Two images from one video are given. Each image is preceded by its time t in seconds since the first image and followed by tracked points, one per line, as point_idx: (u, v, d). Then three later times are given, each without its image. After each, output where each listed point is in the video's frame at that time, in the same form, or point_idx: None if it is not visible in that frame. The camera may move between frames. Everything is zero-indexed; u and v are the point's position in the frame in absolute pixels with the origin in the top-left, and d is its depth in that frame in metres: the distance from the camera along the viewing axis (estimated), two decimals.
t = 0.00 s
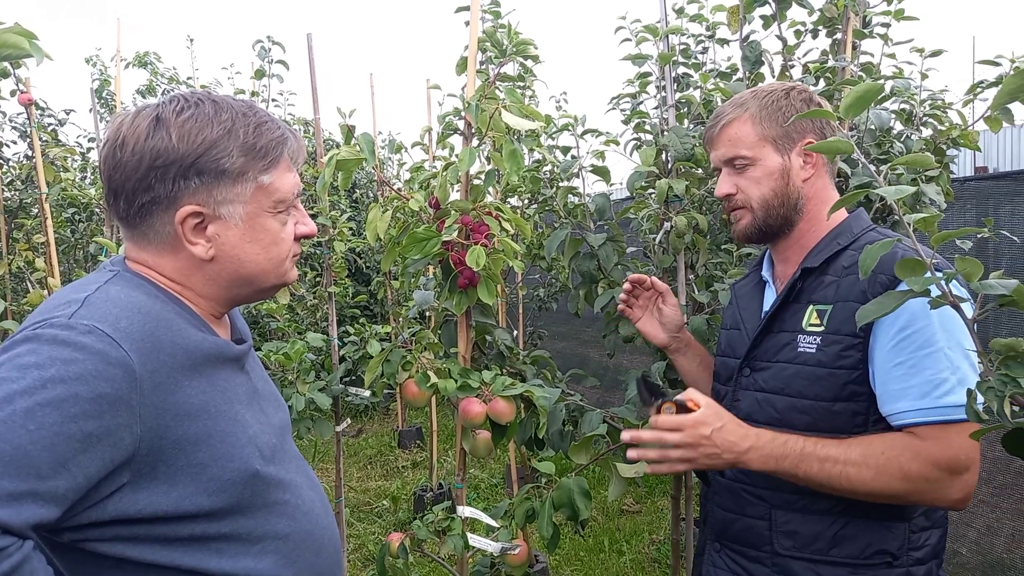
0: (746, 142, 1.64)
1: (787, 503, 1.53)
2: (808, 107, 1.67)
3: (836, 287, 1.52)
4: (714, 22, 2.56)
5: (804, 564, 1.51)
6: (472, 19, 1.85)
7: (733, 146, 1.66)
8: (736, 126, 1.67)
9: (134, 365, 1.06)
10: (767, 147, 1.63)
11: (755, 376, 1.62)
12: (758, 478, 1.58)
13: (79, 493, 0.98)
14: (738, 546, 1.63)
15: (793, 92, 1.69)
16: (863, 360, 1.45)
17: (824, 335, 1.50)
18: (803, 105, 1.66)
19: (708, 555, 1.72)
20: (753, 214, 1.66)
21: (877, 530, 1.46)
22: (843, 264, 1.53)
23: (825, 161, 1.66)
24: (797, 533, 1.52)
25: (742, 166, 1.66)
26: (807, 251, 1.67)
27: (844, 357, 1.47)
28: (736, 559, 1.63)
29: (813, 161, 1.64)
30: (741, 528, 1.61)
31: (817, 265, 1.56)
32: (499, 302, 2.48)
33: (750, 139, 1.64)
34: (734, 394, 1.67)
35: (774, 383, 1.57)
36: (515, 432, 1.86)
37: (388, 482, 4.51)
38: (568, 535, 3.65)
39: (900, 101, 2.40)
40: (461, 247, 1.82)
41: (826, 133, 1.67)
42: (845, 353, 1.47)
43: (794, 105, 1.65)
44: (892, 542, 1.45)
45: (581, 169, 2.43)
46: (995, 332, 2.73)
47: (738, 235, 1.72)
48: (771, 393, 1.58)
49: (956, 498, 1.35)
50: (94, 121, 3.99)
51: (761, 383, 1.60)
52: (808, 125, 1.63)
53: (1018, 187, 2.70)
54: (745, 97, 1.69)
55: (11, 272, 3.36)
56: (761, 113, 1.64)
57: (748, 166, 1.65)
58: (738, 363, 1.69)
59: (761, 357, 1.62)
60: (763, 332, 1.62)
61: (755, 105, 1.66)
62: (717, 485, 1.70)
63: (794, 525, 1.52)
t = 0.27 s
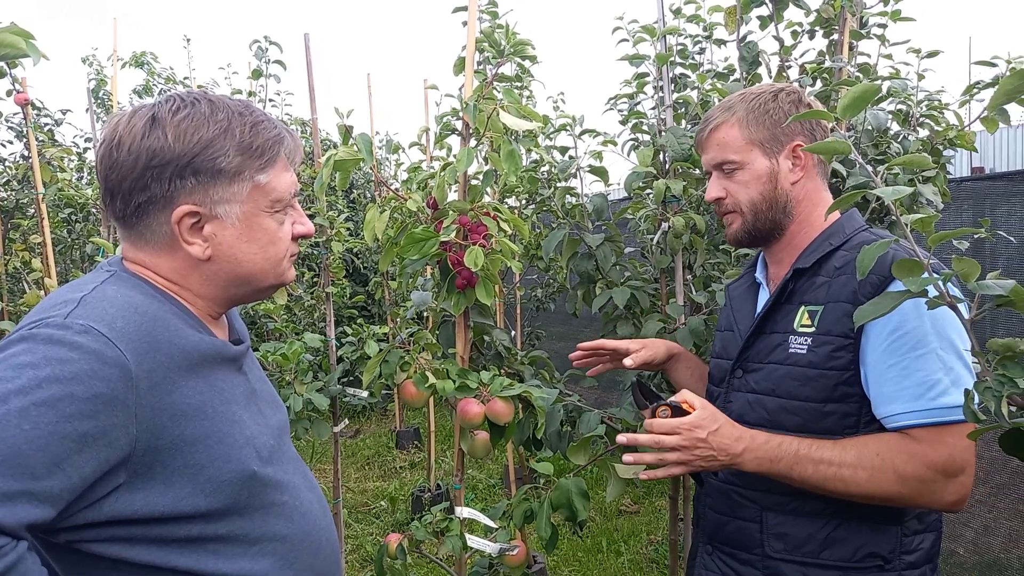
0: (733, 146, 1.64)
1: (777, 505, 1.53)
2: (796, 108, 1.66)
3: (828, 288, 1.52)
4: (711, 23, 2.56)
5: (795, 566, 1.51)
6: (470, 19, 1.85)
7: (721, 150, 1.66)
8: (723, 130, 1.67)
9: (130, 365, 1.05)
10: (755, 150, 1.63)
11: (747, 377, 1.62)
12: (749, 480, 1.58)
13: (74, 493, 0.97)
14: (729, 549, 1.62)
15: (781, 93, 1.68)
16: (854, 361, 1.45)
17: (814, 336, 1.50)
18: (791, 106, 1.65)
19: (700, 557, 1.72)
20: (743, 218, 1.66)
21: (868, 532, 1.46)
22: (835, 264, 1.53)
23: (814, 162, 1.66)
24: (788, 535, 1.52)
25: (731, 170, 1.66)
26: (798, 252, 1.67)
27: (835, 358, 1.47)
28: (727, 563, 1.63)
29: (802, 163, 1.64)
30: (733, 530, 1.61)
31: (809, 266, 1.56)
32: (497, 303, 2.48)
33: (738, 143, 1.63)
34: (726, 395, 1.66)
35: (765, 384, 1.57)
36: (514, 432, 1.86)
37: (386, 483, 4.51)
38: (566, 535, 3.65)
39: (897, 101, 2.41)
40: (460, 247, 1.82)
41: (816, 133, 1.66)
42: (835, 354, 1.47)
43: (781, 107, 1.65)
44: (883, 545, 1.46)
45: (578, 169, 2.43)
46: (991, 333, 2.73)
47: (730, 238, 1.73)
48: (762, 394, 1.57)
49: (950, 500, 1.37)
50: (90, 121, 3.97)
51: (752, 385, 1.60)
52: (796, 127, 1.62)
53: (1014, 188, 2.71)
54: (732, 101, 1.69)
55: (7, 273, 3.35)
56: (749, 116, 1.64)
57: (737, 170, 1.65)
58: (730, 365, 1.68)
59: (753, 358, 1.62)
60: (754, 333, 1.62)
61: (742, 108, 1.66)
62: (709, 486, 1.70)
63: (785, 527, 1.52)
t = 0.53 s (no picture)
0: (719, 146, 1.65)
1: (760, 501, 1.54)
2: (785, 108, 1.66)
3: (812, 286, 1.52)
4: (707, 23, 2.56)
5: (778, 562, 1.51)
6: (466, 19, 1.85)
7: (708, 150, 1.67)
8: (710, 130, 1.68)
9: (126, 365, 1.05)
10: (740, 150, 1.64)
11: (735, 375, 1.63)
12: (733, 476, 1.59)
13: (70, 494, 0.97)
14: (716, 544, 1.63)
15: (770, 93, 1.68)
16: (834, 359, 1.45)
17: (796, 333, 1.51)
18: (778, 106, 1.65)
19: (688, 553, 1.73)
20: (727, 217, 1.68)
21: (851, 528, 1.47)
22: (820, 263, 1.53)
23: (802, 163, 1.65)
24: (769, 531, 1.52)
25: (717, 170, 1.68)
26: (786, 252, 1.67)
27: (814, 355, 1.47)
28: (714, 557, 1.64)
29: (788, 164, 1.63)
30: (718, 525, 1.62)
31: (793, 264, 1.56)
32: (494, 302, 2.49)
33: (724, 143, 1.65)
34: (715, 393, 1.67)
35: (749, 381, 1.58)
36: (510, 432, 1.87)
37: (382, 482, 4.51)
38: (562, 534, 3.66)
39: (892, 101, 2.41)
40: (456, 248, 1.83)
41: (805, 133, 1.65)
42: (815, 352, 1.47)
43: (769, 108, 1.64)
44: (864, 543, 1.44)
45: (575, 169, 2.44)
46: (986, 332, 2.74)
47: (717, 237, 1.75)
48: (746, 391, 1.58)
49: (917, 498, 1.36)
50: (87, 121, 3.97)
51: (738, 382, 1.61)
52: (782, 128, 1.62)
53: (1009, 187, 2.72)
54: (720, 100, 1.70)
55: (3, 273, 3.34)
56: (735, 116, 1.65)
57: (723, 170, 1.67)
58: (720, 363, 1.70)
59: (741, 356, 1.63)
60: (742, 331, 1.63)
61: (730, 108, 1.66)
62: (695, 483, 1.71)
63: (766, 523, 1.53)
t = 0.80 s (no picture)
0: (710, 142, 1.67)
1: (740, 497, 1.55)
2: (780, 110, 1.65)
3: (791, 284, 1.53)
4: (697, 24, 2.57)
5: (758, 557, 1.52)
6: (456, 20, 1.85)
7: (699, 146, 1.70)
8: (703, 127, 1.70)
9: (115, 369, 1.04)
10: (730, 150, 1.66)
11: (719, 373, 1.64)
12: (715, 472, 1.60)
13: (59, 499, 0.96)
14: (700, 539, 1.64)
15: (767, 94, 1.67)
16: (809, 356, 1.47)
17: (773, 331, 1.52)
18: (773, 108, 1.65)
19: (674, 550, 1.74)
20: (712, 213, 1.71)
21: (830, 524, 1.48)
22: (799, 261, 1.54)
23: (791, 166, 1.65)
24: (748, 526, 1.53)
25: (707, 167, 1.70)
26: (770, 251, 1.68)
27: (790, 352, 1.48)
28: (699, 551, 1.64)
29: (776, 167, 1.64)
30: (701, 521, 1.63)
31: (773, 263, 1.58)
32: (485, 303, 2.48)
33: (714, 140, 1.67)
34: (702, 390, 1.68)
35: (730, 379, 1.59)
36: (502, 433, 1.86)
37: (373, 484, 4.49)
38: (554, 535, 3.66)
39: (880, 102, 2.44)
40: (447, 249, 1.83)
41: (797, 136, 1.64)
42: (790, 349, 1.48)
43: (764, 109, 1.65)
44: (840, 540, 1.46)
45: (565, 170, 2.44)
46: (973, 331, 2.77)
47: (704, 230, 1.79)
48: (727, 389, 1.59)
49: (877, 495, 1.36)
50: (75, 122, 3.94)
51: (721, 379, 1.62)
52: (774, 130, 1.62)
53: (995, 186, 2.75)
54: (719, 96, 1.71)
55: None
56: (728, 115, 1.66)
57: (712, 166, 1.69)
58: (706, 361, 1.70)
59: (724, 354, 1.64)
60: (727, 329, 1.64)
61: (725, 105, 1.68)
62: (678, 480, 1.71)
63: (746, 518, 1.54)
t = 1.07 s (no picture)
0: (702, 144, 1.66)
1: (739, 491, 1.55)
2: (767, 107, 1.67)
3: (784, 280, 1.54)
4: (688, 20, 2.58)
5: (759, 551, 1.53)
6: (447, 15, 1.85)
7: (690, 148, 1.68)
8: (693, 129, 1.68)
9: (106, 366, 1.04)
10: (724, 150, 1.65)
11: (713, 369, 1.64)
12: (713, 467, 1.60)
13: (51, 497, 0.96)
14: (699, 534, 1.64)
15: (752, 92, 1.69)
16: (805, 352, 1.48)
17: (769, 328, 1.53)
18: (760, 106, 1.67)
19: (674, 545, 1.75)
20: (710, 215, 1.69)
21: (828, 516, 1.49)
22: (792, 257, 1.55)
23: (782, 161, 1.67)
24: (749, 521, 1.54)
25: (700, 169, 1.68)
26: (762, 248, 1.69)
27: (786, 349, 1.49)
28: (699, 548, 1.65)
29: (769, 163, 1.66)
30: (701, 516, 1.64)
31: (766, 260, 1.58)
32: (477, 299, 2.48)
33: (706, 142, 1.65)
34: (696, 386, 1.69)
35: (727, 375, 1.59)
36: (495, 429, 1.87)
37: (366, 481, 4.49)
38: (547, 530, 3.67)
39: (869, 98, 2.45)
40: (439, 245, 1.82)
41: (784, 132, 1.67)
42: (787, 346, 1.49)
43: (751, 108, 1.66)
44: (840, 530, 1.47)
45: (557, 166, 2.45)
46: (963, 326, 2.79)
47: (699, 234, 1.76)
48: (724, 385, 1.60)
49: (882, 486, 1.38)
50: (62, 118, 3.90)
51: (717, 376, 1.62)
52: (765, 127, 1.64)
53: (983, 182, 2.77)
54: (703, 98, 1.70)
55: None
56: (718, 116, 1.66)
57: (706, 168, 1.67)
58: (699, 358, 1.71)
59: (719, 351, 1.64)
60: (719, 326, 1.64)
61: (713, 107, 1.67)
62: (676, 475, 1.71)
63: (746, 513, 1.54)
